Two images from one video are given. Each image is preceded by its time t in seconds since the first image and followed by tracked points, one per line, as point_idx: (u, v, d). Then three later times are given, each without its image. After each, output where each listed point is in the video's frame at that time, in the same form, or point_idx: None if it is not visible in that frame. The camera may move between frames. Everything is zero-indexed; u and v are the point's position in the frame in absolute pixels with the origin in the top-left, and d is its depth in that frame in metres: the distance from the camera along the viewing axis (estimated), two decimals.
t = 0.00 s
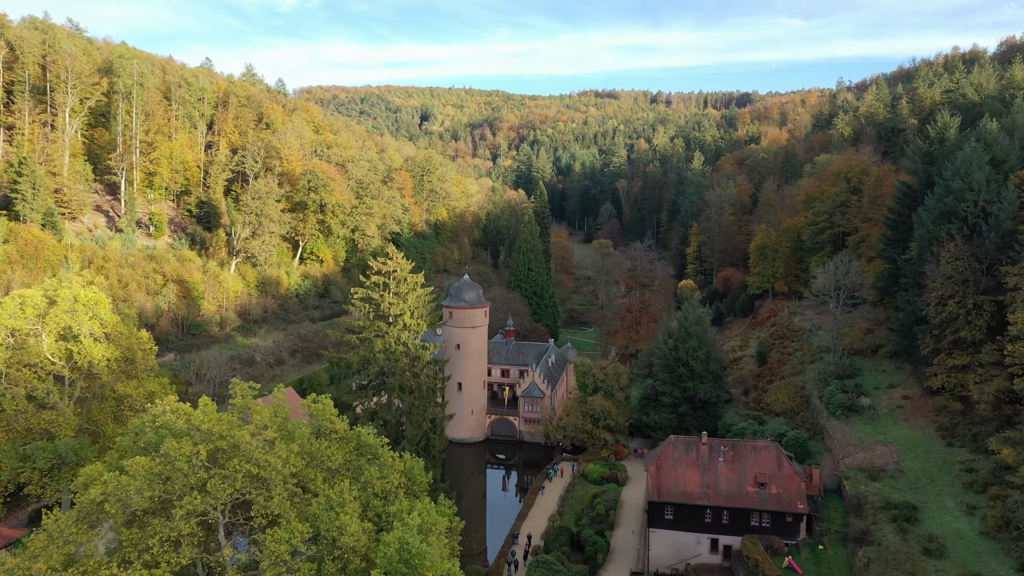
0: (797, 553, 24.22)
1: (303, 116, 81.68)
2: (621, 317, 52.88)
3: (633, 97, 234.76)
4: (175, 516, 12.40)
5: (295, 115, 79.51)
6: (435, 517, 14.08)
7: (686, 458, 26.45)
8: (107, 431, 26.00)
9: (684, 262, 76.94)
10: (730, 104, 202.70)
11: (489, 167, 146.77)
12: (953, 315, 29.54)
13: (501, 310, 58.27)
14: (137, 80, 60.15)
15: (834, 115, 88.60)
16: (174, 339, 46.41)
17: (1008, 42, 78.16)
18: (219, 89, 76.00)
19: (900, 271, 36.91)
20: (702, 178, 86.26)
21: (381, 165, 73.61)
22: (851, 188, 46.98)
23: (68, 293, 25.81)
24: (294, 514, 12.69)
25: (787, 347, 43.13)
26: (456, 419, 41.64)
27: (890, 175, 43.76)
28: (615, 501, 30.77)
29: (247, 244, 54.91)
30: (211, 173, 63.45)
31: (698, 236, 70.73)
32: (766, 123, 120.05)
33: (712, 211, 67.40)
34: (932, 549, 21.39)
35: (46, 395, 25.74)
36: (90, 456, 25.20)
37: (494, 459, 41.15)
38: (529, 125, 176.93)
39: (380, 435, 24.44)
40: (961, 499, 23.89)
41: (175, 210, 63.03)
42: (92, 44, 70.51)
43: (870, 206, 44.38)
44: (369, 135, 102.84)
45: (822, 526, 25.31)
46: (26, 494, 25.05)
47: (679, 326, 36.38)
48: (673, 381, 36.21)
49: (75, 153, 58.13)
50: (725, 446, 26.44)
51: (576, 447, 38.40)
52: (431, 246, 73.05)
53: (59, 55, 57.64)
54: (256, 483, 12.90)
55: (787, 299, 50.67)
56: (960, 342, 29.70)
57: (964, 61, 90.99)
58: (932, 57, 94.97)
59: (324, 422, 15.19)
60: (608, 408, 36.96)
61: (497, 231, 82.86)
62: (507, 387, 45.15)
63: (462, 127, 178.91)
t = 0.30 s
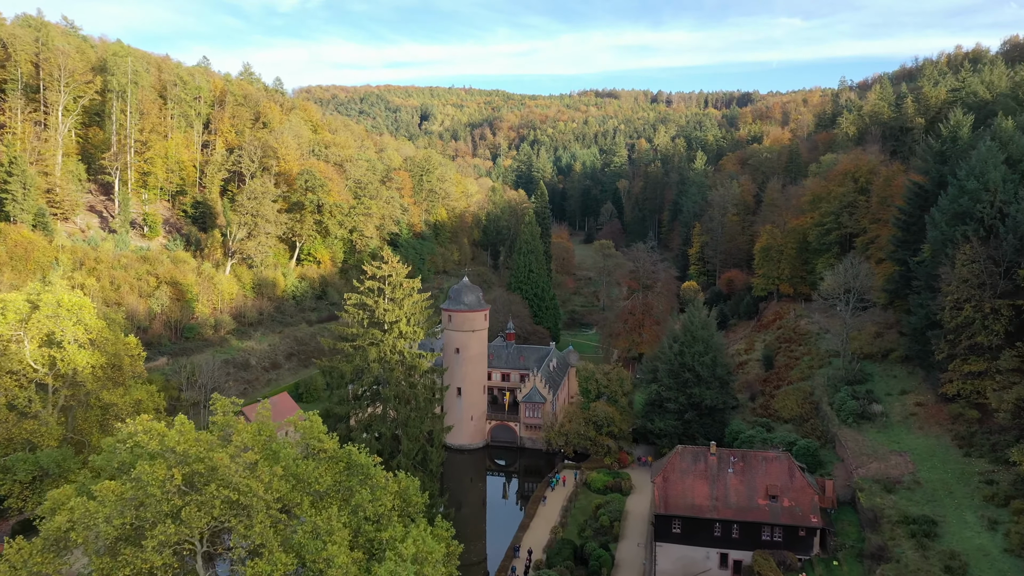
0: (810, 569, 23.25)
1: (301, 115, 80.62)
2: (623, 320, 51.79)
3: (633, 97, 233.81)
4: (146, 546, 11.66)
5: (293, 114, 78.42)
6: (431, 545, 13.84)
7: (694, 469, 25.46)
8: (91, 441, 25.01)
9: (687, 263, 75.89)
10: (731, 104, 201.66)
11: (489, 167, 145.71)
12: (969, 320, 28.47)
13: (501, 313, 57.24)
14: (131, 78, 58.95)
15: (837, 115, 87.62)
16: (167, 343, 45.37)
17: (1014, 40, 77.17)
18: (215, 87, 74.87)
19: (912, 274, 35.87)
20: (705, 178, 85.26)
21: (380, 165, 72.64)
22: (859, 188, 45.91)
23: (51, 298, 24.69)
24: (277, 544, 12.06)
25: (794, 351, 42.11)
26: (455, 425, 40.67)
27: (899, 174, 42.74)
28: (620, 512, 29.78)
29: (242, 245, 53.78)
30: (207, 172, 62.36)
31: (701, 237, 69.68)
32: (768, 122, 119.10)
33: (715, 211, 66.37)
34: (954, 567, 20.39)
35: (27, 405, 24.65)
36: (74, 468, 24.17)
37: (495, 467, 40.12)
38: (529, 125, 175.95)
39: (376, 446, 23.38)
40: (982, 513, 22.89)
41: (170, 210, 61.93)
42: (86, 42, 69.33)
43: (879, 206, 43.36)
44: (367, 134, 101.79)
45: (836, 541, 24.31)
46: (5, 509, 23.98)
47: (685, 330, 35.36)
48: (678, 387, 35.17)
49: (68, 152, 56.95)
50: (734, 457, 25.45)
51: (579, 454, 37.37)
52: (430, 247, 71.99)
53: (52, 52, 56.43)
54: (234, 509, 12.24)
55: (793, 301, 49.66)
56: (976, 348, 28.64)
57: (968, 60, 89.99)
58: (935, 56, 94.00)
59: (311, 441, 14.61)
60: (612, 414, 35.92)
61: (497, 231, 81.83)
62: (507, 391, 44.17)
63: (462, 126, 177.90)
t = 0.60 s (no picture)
0: None
1: (298, 114, 79.53)
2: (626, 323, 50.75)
3: (634, 97, 232.71)
4: None
5: (291, 113, 77.37)
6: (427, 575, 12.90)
7: (702, 481, 24.43)
8: (74, 451, 23.79)
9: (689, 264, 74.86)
10: (732, 103, 200.96)
11: (489, 167, 144.63)
12: (987, 325, 27.44)
13: (501, 315, 56.21)
14: (125, 76, 57.87)
15: (841, 114, 86.67)
16: (160, 346, 44.29)
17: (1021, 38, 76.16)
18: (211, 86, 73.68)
19: (924, 277, 34.83)
20: (707, 178, 84.25)
21: (378, 164, 71.63)
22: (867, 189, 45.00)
23: (32, 302, 23.57)
24: None
25: (802, 355, 41.09)
26: (454, 431, 39.59)
27: (910, 175, 41.72)
28: (625, 523, 28.73)
29: (238, 246, 52.72)
30: (203, 172, 61.20)
31: (704, 238, 68.66)
32: (770, 122, 118.08)
33: (718, 211, 65.38)
34: None
35: (6, 415, 23.46)
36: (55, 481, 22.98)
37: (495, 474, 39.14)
38: (529, 125, 174.98)
39: (370, 461, 22.37)
40: (1006, 529, 21.85)
41: (165, 211, 60.75)
42: (80, 39, 68.10)
43: (889, 207, 42.36)
44: (366, 134, 100.66)
45: (853, 557, 23.25)
46: None
47: (691, 335, 34.31)
48: (684, 394, 34.11)
49: (60, 151, 55.73)
50: (745, 469, 24.40)
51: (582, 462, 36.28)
52: (429, 248, 70.90)
53: (44, 50, 55.12)
54: (208, 541, 12.29)
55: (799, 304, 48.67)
56: (994, 355, 27.61)
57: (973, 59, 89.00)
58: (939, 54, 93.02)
59: (300, 465, 14.65)
60: (616, 421, 34.87)
61: (497, 232, 80.79)
62: (507, 395, 43.16)
63: (462, 126, 176.86)
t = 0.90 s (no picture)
0: None
1: (296, 113, 78.47)
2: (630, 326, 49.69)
3: (634, 97, 231.54)
4: None
5: (289, 112, 76.34)
6: None
7: (712, 495, 23.39)
8: (55, 464, 22.63)
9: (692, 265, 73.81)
10: (733, 103, 200.08)
11: (489, 167, 143.54)
12: (1007, 331, 26.39)
13: (502, 318, 55.16)
14: (119, 74, 56.72)
15: (845, 113, 85.65)
16: (152, 350, 43.24)
17: None
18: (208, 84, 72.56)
19: (938, 280, 33.77)
20: (710, 177, 83.18)
21: (377, 164, 70.59)
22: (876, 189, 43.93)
23: (11, 307, 22.57)
24: None
25: (810, 360, 40.04)
26: (454, 438, 38.56)
27: (921, 174, 40.67)
28: (629, 537, 27.64)
29: (233, 248, 51.63)
30: (199, 172, 60.05)
31: (707, 238, 67.65)
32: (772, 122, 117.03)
33: (721, 212, 64.32)
34: None
35: None
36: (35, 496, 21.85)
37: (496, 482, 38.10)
38: (529, 125, 174.09)
39: (362, 478, 21.48)
40: None
41: (159, 211, 59.63)
42: (73, 37, 66.88)
43: (899, 208, 41.32)
44: (364, 133, 99.55)
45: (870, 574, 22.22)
46: None
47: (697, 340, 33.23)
48: (690, 401, 33.04)
49: (52, 150, 54.51)
50: (757, 482, 23.32)
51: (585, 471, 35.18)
52: (428, 249, 69.84)
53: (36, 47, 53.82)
54: None
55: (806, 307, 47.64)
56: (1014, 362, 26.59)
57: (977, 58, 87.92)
58: (944, 53, 91.96)
59: (283, 492, 14.74)
60: (620, 428, 33.80)
61: (497, 232, 79.75)
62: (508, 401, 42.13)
63: (462, 126, 175.86)
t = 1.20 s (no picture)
0: None
1: (294, 112, 77.39)
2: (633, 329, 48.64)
3: (634, 97, 230.54)
4: None
5: (286, 111, 75.26)
6: None
7: (723, 509, 22.33)
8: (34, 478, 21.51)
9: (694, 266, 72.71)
10: (733, 103, 199.23)
11: (489, 167, 142.47)
12: None
13: (502, 321, 54.09)
14: (113, 72, 55.55)
15: (848, 112, 84.64)
16: (143, 354, 42.19)
17: None
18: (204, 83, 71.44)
19: (952, 283, 32.72)
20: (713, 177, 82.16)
21: (375, 164, 69.54)
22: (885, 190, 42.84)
23: None
24: None
25: (818, 365, 39.00)
26: (453, 445, 37.56)
27: (932, 174, 39.63)
28: (635, 551, 26.49)
29: (228, 249, 50.49)
30: (194, 171, 58.89)
31: (710, 239, 66.62)
32: (775, 121, 115.90)
33: (725, 212, 63.25)
34: None
35: None
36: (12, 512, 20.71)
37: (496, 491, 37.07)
38: (529, 125, 173.16)
39: (354, 498, 20.51)
40: None
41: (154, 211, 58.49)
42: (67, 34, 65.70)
43: (909, 209, 40.28)
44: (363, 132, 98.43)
45: None
46: None
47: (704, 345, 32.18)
48: (697, 408, 31.95)
49: (44, 150, 53.37)
50: (770, 496, 22.25)
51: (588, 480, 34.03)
52: (427, 250, 68.76)
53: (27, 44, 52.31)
54: None
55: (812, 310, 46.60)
56: None
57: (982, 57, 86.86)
58: (948, 52, 90.89)
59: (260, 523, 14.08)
60: (625, 436, 32.72)
61: (497, 233, 78.63)
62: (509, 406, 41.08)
63: (462, 125, 174.83)
